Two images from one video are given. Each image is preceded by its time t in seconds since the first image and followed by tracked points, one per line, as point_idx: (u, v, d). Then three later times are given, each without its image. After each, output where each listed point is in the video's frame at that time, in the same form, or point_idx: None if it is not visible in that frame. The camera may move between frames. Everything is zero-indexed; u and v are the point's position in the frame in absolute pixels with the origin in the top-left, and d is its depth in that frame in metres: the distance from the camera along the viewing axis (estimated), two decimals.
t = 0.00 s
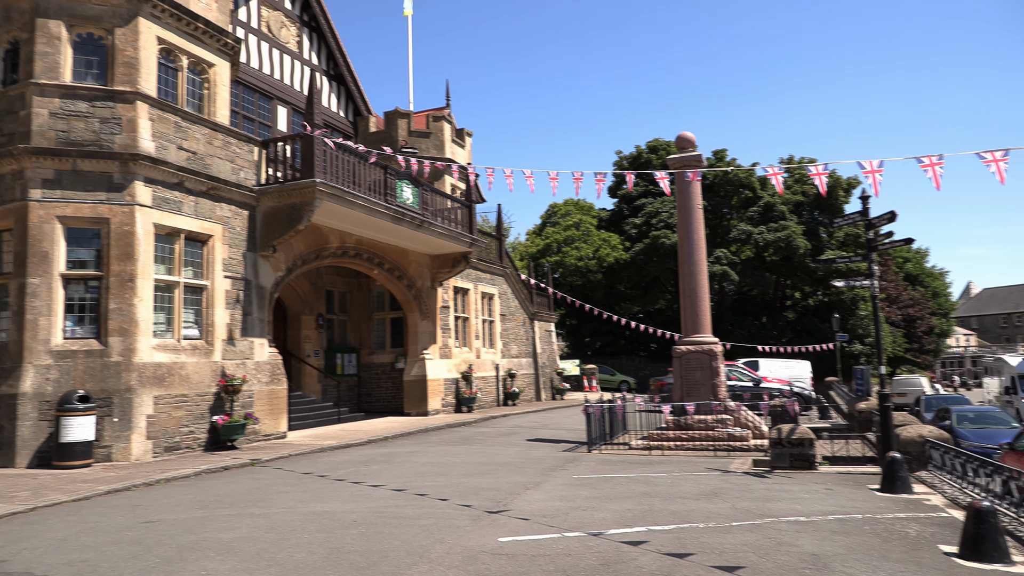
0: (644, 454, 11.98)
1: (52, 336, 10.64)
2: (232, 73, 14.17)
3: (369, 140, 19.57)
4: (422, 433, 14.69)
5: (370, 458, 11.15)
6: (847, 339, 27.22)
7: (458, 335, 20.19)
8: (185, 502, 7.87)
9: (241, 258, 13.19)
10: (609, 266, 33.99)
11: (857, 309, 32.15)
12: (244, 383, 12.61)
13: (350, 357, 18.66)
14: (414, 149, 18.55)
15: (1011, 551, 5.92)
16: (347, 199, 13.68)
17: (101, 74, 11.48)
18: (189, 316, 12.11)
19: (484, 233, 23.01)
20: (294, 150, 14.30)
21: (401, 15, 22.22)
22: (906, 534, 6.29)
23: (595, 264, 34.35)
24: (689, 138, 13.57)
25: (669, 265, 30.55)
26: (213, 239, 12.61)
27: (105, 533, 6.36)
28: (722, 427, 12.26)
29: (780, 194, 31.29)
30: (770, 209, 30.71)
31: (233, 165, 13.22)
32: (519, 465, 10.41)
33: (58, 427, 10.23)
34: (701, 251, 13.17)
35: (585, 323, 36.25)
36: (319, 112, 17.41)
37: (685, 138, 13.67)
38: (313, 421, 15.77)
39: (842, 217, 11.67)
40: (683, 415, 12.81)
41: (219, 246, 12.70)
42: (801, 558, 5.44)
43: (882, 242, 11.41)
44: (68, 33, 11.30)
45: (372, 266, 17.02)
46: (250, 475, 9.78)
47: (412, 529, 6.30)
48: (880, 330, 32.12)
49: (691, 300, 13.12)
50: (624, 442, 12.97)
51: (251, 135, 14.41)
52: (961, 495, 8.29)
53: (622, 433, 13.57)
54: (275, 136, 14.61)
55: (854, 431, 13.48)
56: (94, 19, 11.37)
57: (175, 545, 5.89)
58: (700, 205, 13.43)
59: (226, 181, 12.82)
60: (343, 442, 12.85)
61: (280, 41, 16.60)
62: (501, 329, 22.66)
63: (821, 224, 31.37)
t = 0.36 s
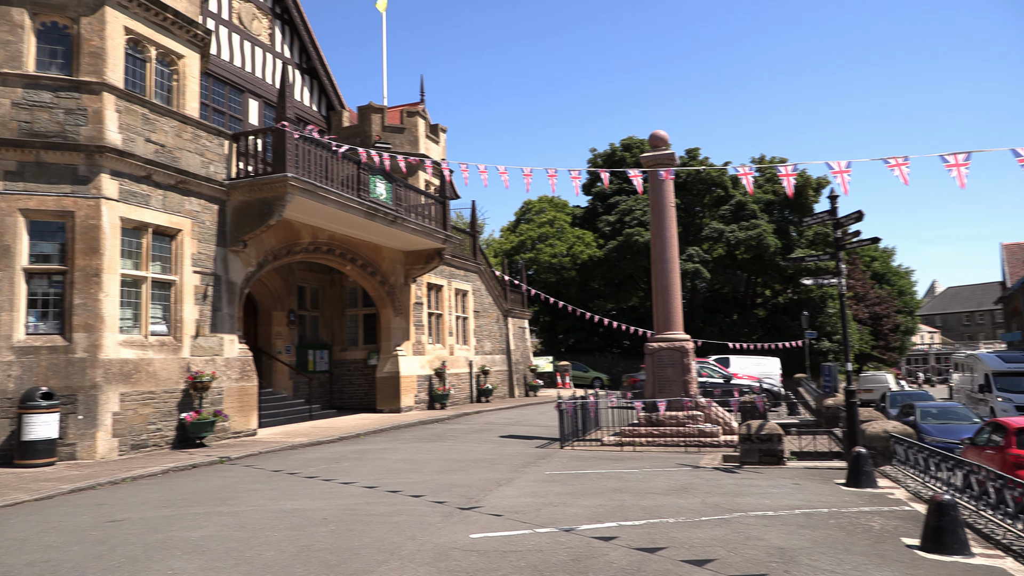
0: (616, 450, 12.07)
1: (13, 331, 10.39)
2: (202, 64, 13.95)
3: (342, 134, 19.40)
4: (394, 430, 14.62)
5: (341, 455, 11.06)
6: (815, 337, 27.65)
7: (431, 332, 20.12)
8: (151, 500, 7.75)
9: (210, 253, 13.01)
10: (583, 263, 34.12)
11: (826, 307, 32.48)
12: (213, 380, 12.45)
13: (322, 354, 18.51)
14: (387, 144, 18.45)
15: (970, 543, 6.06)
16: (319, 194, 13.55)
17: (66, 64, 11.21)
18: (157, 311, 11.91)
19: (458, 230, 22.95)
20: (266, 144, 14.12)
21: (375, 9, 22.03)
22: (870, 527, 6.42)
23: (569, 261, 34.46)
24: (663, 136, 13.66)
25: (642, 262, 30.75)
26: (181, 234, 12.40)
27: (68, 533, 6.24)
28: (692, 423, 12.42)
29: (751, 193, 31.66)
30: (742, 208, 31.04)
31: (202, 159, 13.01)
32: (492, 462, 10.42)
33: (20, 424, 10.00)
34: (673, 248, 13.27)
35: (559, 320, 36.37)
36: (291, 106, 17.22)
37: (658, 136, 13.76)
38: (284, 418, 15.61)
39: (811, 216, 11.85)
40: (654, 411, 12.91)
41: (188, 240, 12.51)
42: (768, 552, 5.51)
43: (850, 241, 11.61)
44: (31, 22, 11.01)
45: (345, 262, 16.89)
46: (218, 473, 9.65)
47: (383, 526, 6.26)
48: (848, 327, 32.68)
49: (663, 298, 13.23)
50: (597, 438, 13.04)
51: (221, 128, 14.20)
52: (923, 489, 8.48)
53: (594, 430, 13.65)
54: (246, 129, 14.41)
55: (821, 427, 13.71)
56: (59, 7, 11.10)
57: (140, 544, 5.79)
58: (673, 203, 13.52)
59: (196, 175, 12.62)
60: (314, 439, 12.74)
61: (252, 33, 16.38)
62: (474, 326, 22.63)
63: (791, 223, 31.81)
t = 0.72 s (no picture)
0: (587, 447, 12.14)
1: None
2: (169, 57, 13.70)
3: (313, 130, 19.21)
4: (366, 428, 14.54)
5: (311, 454, 10.98)
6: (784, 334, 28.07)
7: (403, 329, 20.02)
8: (115, 500, 7.62)
9: (177, 248, 12.80)
10: (556, 261, 34.22)
11: (794, 306, 33.15)
12: (180, 378, 12.26)
13: (292, 351, 18.33)
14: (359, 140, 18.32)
15: (929, 536, 6.21)
16: (290, 189, 13.40)
17: (27, 54, 10.92)
18: (122, 308, 11.69)
19: (431, 227, 22.86)
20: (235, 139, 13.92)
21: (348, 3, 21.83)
22: (834, 522, 6.55)
23: (541, 259, 34.52)
24: (634, 135, 13.75)
25: (614, 260, 30.94)
26: (147, 229, 12.18)
27: (29, 534, 6.11)
28: (663, 419, 12.53)
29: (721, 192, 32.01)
30: (713, 207, 31.41)
31: (169, 153, 12.78)
32: (463, 459, 10.42)
33: None
34: (644, 247, 13.37)
35: (531, 318, 36.45)
36: (261, 100, 17.01)
37: (630, 135, 13.85)
38: (253, 416, 15.43)
39: (779, 216, 12.02)
40: (625, 408, 13.00)
41: (154, 236, 12.29)
42: (734, 547, 5.59)
43: (817, 241, 11.81)
44: None
45: (316, 258, 16.74)
46: (185, 472, 9.51)
47: (352, 525, 6.23)
48: (815, 325, 33.24)
49: (634, 295, 13.33)
50: (568, 435, 13.10)
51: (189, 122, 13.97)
52: (886, 483, 8.69)
53: (566, 427, 13.70)
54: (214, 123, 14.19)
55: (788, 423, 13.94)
56: None
57: (103, 545, 5.68)
58: (644, 201, 13.62)
59: (162, 169, 12.39)
60: (284, 437, 12.62)
61: (221, 26, 16.14)
62: (447, 323, 22.58)
63: (761, 222, 32.26)
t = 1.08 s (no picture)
0: (560, 443, 12.19)
1: None
2: (136, 48, 13.44)
3: (286, 124, 19.00)
4: (338, 425, 14.45)
5: (282, 451, 10.87)
6: (754, 331, 28.44)
7: (376, 326, 19.92)
8: (80, 499, 7.47)
9: (145, 243, 12.58)
10: (530, 258, 34.25)
11: (765, 303, 33.51)
12: (148, 375, 12.06)
13: (263, 348, 18.14)
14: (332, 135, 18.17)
15: (892, 528, 6.34)
16: (261, 184, 13.24)
17: None
18: (88, 304, 11.49)
19: (405, 223, 22.76)
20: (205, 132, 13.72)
21: None
22: (800, 515, 6.65)
23: (516, 255, 34.52)
24: (608, 133, 13.81)
25: (588, 257, 31.08)
26: (114, 224, 11.95)
27: None
28: (634, 416, 12.61)
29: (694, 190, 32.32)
30: (686, 205, 31.64)
31: (137, 146, 12.54)
32: (436, 456, 10.39)
33: None
34: (617, 244, 13.44)
35: (505, 314, 36.48)
36: (232, 94, 16.79)
37: (604, 132, 13.91)
38: (223, 414, 15.25)
39: (750, 214, 12.16)
40: (598, 404, 13.07)
41: (121, 230, 12.06)
42: (703, 541, 5.66)
43: (786, 238, 11.97)
44: None
45: (287, 254, 16.58)
46: (152, 470, 9.36)
47: (323, 522, 6.19)
48: (785, 322, 33.73)
49: (607, 292, 13.40)
50: (541, 432, 13.14)
51: (158, 114, 13.73)
52: (851, 477, 8.85)
53: (539, 423, 13.73)
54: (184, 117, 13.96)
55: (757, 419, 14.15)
56: None
57: (66, 545, 5.57)
58: (618, 199, 13.67)
59: (130, 162, 12.16)
60: (255, 435, 12.49)
61: (191, 18, 15.89)
62: (421, 320, 22.50)
63: (733, 220, 32.61)
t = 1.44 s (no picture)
0: (534, 439, 12.22)
1: None
2: (105, 38, 13.18)
3: (259, 117, 18.77)
4: (311, 421, 14.35)
5: (254, 448, 10.75)
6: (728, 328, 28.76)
7: (351, 322, 19.78)
8: (44, 497, 7.32)
9: (114, 237, 12.35)
10: (506, 254, 34.24)
11: (738, 300, 34.05)
12: (116, 371, 11.85)
13: (235, 344, 17.92)
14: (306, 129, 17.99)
15: (859, 522, 6.45)
16: (233, 178, 13.06)
17: None
18: (54, 299, 11.25)
19: (380, 218, 22.62)
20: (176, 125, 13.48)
21: None
22: (770, 510, 6.75)
23: (492, 252, 34.48)
24: (584, 130, 13.82)
25: (564, 254, 31.18)
26: (82, 217, 11.71)
27: None
28: (609, 412, 12.70)
29: (669, 188, 32.51)
30: (661, 202, 31.83)
31: (106, 138, 12.29)
32: (410, 452, 10.36)
33: None
34: (593, 241, 13.48)
35: (481, 310, 36.48)
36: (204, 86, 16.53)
37: (580, 130, 13.91)
38: (194, 410, 15.05)
39: (724, 212, 12.27)
40: (573, 400, 13.12)
41: (89, 224, 11.83)
42: (675, 536, 5.71)
43: (759, 237, 12.10)
44: None
45: (260, 249, 16.40)
46: (121, 467, 9.21)
47: (294, 520, 6.14)
48: (757, 319, 34.15)
49: (583, 289, 13.44)
50: (516, 428, 13.16)
51: (127, 106, 13.49)
52: (820, 472, 8.99)
53: (514, 419, 13.75)
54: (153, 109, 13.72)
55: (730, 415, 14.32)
56: None
57: (30, 544, 5.46)
58: (593, 196, 13.70)
59: (98, 155, 11.92)
60: (226, 431, 12.34)
61: (162, 8, 15.62)
62: (396, 316, 22.39)
63: (708, 218, 32.90)
